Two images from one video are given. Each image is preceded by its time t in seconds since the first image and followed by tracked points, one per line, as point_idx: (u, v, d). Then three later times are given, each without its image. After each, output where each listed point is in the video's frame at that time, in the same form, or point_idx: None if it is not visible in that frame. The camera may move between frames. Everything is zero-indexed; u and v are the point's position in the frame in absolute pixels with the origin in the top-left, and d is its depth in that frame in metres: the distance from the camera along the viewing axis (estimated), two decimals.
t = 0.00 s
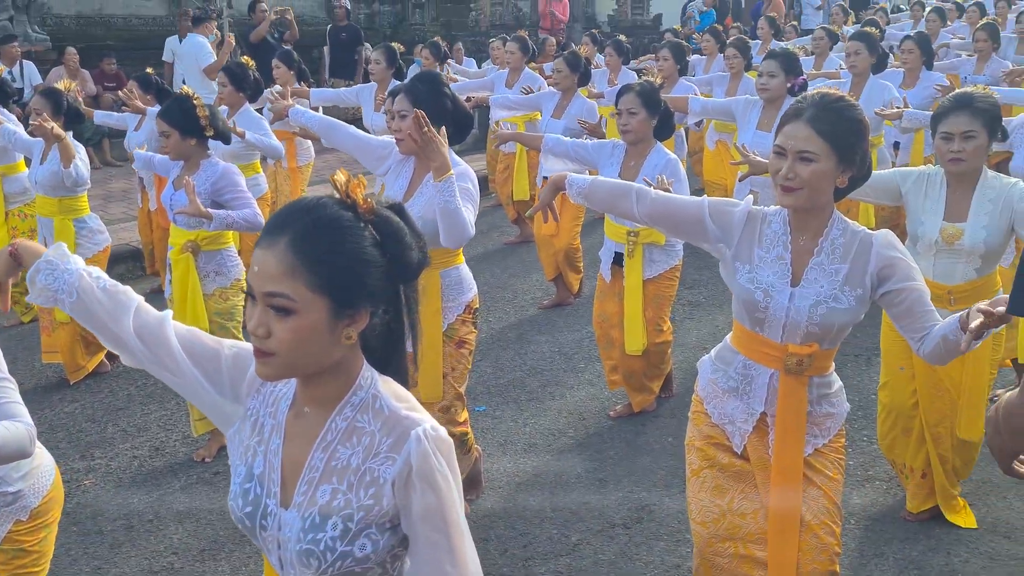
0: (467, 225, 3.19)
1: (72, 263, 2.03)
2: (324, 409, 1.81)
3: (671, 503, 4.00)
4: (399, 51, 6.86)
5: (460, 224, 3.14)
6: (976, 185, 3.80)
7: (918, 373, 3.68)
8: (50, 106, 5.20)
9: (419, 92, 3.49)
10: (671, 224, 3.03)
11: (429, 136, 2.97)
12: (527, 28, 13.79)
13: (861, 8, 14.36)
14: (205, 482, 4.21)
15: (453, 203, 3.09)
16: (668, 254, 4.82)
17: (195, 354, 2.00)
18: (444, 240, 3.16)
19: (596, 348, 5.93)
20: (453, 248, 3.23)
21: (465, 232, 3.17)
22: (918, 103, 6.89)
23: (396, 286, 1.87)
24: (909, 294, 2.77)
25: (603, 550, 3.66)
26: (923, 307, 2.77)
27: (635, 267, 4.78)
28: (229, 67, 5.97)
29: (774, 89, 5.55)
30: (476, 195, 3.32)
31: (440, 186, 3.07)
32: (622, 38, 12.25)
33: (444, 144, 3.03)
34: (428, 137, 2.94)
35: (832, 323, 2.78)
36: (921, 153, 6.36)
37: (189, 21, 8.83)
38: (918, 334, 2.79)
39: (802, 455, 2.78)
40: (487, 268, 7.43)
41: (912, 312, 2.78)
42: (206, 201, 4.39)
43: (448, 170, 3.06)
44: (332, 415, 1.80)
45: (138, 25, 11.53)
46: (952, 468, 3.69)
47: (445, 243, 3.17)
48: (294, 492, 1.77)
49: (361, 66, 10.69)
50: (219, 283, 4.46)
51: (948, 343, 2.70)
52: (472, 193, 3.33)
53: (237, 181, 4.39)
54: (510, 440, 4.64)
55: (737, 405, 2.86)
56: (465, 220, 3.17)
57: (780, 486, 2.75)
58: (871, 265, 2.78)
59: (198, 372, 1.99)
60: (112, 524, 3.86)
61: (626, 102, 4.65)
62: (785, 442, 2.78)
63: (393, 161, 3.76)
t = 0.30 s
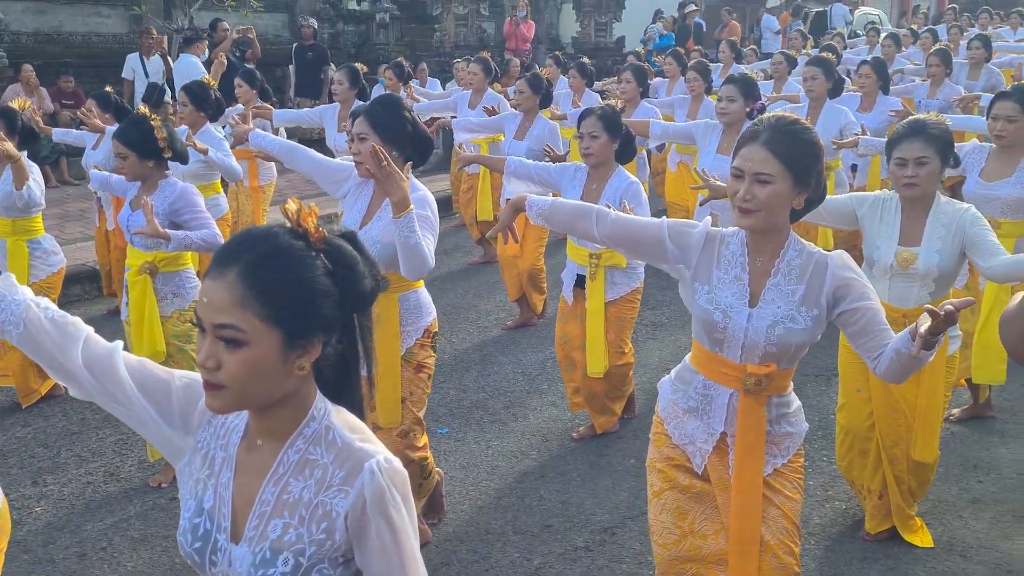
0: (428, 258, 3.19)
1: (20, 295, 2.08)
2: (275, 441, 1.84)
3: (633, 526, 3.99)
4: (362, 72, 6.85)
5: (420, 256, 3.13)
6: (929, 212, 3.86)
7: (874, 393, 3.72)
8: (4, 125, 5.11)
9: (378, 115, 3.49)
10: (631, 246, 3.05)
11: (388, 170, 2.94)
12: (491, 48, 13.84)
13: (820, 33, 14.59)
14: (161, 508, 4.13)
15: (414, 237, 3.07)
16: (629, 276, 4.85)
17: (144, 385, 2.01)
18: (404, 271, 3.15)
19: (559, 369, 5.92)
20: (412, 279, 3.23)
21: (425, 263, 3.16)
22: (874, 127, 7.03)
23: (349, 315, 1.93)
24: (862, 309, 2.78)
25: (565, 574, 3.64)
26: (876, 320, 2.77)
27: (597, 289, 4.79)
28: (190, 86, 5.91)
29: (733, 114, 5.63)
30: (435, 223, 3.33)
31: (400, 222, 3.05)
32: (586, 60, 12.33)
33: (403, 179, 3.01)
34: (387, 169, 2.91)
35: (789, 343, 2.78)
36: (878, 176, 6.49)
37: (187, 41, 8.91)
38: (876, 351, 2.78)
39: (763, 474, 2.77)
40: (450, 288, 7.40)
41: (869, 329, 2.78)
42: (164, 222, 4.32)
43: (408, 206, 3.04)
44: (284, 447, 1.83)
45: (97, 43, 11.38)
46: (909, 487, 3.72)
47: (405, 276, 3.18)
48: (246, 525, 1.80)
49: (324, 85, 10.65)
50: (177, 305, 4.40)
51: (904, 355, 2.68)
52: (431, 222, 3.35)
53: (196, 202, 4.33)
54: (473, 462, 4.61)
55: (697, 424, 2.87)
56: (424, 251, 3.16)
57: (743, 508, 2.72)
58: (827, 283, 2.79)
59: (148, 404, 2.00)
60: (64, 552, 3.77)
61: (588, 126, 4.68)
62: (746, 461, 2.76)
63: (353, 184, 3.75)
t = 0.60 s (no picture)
0: (394, 290, 3.16)
1: None
2: (231, 476, 1.81)
3: (601, 551, 3.97)
4: (331, 93, 6.82)
5: (387, 289, 3.11)
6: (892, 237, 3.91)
7: (839, 419, 3.74)
8: None
9: (342, 140, 3.48)
10: (598, 269, 3.02)
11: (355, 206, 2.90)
12: (462, 70, 13.88)
13: (786, 59, 14.82)
14: (121, 537, 4.04)
15: (381, 272, 3.04)
16: (598, 301, 4.86)
17: (98, 416, 1.96)
18: (371, 303, 3.12)
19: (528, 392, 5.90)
20: (378, 310, 3.20)
21: (391, 294, 3.14)
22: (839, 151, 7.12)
23: (311, 345, 1.89)
24: (821, 327, 2.77)
25: None
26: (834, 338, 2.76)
27: (564, 314, 4.78)
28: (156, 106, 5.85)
29: (700, 139, 5.66)
30: (399, 252, 3.33)
31: (367, 257, 3.02)
32: (555, 84, 12.41)
33: (370, 213, 2.97)
34: (352, 206, 2.87)
35: (752, 369, 2.76)
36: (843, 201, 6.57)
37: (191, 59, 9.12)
38: (845, 372, 2.75)
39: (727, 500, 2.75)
40: (419, 311, 7.37)
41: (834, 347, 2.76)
42: (127, 245, 4.26)
43: (374, 241, 3.01)
44: (240, 481, 1.79)
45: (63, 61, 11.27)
46: (873, 512, 3.73)
47: (371, 307, 3.15)
48: (199, 561, 1.76)
49: (294, 106, 10.61)
50: (140, 329, 4.34)
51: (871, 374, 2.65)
52: (395, 250, 3.34)
53: (160, 224, 4.28)
54: (440, 488, 4.56)
55: (663, 450, 2.84)
56: (391, 283, 3.14)
57: (708, 535, 2.71)
58: (790, 309, 2.78)
59: (102, 436, 1.95)
60: None
61: (556, 150, 4.68)
62: (710, 488, 2.74)
63: (315, 210, 3.76)
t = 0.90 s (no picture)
0: (359, 320, 3.17)
1: None
2: (189, 508, 1.81)
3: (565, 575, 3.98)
4: (299, 116, 6.83)
5: (352, 322, 3.12)
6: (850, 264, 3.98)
7: (799, 443, 3.79)
8: None
9: (307, 167, 3.51)
10: (561, 293, 3.04)
11: (319, 242, 2.93)
12: (431, 93, 13.92)
13: (750, 85, 15.06)
14: (78, 564, 3.99)
15: (346, 306, 3.06)
16: (562, 325, 4.89)
17: (53, 447, 1.97)
18: (336, 336, 3.13)
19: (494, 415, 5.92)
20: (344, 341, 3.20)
21: (356, 326, 3.15)
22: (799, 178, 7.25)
23: (271, 375, 1.91)
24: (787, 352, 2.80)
25: None
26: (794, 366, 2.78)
27: (529, 337, 4.82)
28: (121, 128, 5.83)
29: (665, 165, 5.74)
30: (364, 284, 3.39)
31: (332, 294, 3.04)
32: (524, 108, 12.50)
33: (334, 250, 3.00)
34: (316, 243, 2.90)
35: (711, 396, 2.77)
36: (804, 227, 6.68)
37: (184, 86, 9.20)
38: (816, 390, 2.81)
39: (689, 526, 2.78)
40: (387, 333, 7.37)
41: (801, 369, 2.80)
42: (89, 268, 4.24)
43: (339, 277, 3.03)
44: (198, 514, 1.79)
45: (27, 80, 11.16)
46: (833, 536, 3.78)
47: (336, 337, 3.15)
48: None
49: (261, 127, 10.58)
50: (102, 353, 4.30)
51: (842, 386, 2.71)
52: (360, 280, 3.40)
53: (123, 248, 4.25)
54: (405, 512, 4.55)
55: (625, 475, 2.85)
56: (356, 315, 3.15)
57: (668, 561, 2.74)
58: (751, 335, 2.81)
59: (56, 466, 1.96)
60: None
61: (522, 176, 4.72)
62: (671, 514, 2.77)
63: (281, 235, 3.79)
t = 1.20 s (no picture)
0: (332, 350, 3.15)
1: None
2: (154, 540, 1.78)
3: None
4: (271, 138, 6.81)
5: (325, 353, 3.10)
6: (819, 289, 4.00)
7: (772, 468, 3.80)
8: None
9: (279, 192, 3.50)
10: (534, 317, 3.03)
11: (289, 277, 2.95)
12: (405, 114, 13.92)
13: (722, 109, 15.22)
14: None
15: (319, 339, 3.05)
16: (536, 348, 4.89)
17: (14, 478, 1.92)
18: (310, 366, 3.10)
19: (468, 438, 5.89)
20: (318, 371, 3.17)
21: (330, 356, 3.12)
22: (770, 201, 7.32)
23: (238, 401, 1.93)
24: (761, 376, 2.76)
25: None
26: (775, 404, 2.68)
27: (502, 361, 4.81)
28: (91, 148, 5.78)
29: (638, 189, 5.78)
30: (337, 310, 3.37)
31: (304, 328, 3.02)
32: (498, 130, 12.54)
33: (305, 284, 3.01)
34: (286, 278, 2.92)
35: (682, 420, 2.76)
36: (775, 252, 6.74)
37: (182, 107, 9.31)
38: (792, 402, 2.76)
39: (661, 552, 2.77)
40: (360, 355, 7.32)
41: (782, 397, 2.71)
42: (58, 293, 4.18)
43: (310, 312, 3.03)
44: (163, 546, 1.77)
45: None
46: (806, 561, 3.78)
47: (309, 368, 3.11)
48: None
49: (235, 147, 10.51)
50: (69, 378, 4.24)
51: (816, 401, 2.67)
52: (333, 307, 3.37)
53: (92, 271, 4.21)
54: (377, 537, 4.50)
55: (597, 500, 2.83)
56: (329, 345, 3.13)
57: None
58: (722, 359, 2.80)
59: (16, 498, 1.91)
60: None
61: (494, 199, 4.74)
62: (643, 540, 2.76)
63: (252, 261, 3.77)
